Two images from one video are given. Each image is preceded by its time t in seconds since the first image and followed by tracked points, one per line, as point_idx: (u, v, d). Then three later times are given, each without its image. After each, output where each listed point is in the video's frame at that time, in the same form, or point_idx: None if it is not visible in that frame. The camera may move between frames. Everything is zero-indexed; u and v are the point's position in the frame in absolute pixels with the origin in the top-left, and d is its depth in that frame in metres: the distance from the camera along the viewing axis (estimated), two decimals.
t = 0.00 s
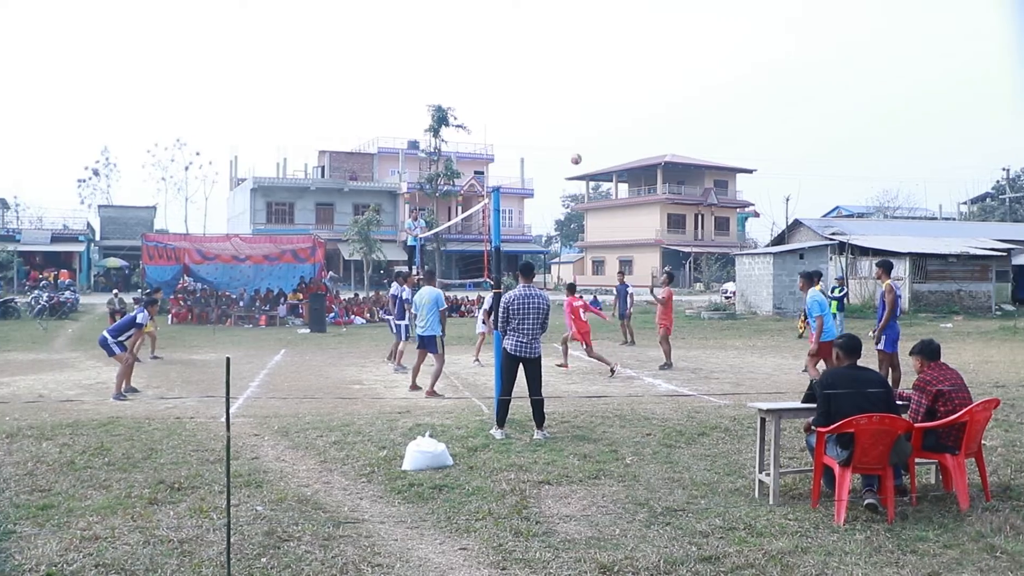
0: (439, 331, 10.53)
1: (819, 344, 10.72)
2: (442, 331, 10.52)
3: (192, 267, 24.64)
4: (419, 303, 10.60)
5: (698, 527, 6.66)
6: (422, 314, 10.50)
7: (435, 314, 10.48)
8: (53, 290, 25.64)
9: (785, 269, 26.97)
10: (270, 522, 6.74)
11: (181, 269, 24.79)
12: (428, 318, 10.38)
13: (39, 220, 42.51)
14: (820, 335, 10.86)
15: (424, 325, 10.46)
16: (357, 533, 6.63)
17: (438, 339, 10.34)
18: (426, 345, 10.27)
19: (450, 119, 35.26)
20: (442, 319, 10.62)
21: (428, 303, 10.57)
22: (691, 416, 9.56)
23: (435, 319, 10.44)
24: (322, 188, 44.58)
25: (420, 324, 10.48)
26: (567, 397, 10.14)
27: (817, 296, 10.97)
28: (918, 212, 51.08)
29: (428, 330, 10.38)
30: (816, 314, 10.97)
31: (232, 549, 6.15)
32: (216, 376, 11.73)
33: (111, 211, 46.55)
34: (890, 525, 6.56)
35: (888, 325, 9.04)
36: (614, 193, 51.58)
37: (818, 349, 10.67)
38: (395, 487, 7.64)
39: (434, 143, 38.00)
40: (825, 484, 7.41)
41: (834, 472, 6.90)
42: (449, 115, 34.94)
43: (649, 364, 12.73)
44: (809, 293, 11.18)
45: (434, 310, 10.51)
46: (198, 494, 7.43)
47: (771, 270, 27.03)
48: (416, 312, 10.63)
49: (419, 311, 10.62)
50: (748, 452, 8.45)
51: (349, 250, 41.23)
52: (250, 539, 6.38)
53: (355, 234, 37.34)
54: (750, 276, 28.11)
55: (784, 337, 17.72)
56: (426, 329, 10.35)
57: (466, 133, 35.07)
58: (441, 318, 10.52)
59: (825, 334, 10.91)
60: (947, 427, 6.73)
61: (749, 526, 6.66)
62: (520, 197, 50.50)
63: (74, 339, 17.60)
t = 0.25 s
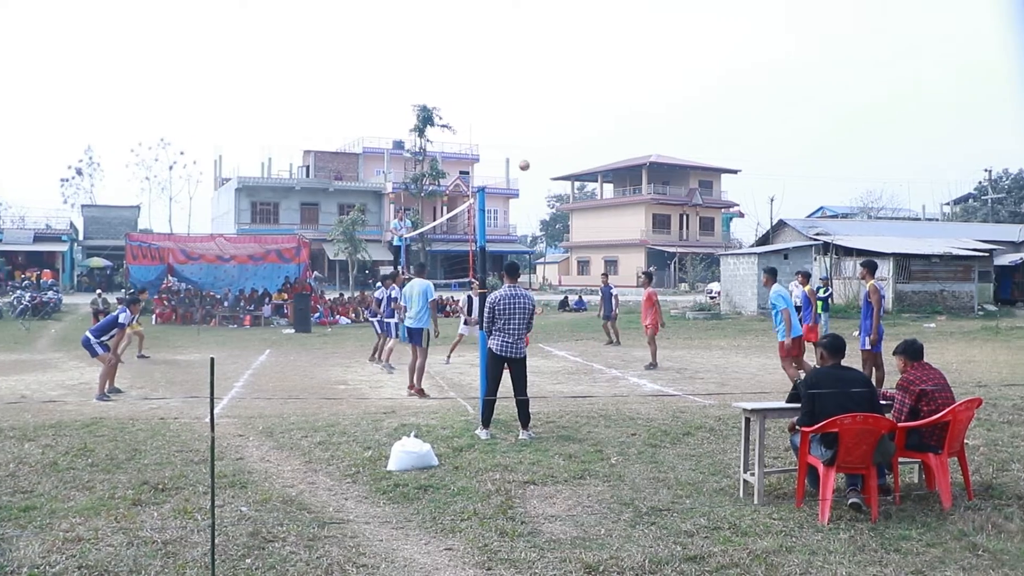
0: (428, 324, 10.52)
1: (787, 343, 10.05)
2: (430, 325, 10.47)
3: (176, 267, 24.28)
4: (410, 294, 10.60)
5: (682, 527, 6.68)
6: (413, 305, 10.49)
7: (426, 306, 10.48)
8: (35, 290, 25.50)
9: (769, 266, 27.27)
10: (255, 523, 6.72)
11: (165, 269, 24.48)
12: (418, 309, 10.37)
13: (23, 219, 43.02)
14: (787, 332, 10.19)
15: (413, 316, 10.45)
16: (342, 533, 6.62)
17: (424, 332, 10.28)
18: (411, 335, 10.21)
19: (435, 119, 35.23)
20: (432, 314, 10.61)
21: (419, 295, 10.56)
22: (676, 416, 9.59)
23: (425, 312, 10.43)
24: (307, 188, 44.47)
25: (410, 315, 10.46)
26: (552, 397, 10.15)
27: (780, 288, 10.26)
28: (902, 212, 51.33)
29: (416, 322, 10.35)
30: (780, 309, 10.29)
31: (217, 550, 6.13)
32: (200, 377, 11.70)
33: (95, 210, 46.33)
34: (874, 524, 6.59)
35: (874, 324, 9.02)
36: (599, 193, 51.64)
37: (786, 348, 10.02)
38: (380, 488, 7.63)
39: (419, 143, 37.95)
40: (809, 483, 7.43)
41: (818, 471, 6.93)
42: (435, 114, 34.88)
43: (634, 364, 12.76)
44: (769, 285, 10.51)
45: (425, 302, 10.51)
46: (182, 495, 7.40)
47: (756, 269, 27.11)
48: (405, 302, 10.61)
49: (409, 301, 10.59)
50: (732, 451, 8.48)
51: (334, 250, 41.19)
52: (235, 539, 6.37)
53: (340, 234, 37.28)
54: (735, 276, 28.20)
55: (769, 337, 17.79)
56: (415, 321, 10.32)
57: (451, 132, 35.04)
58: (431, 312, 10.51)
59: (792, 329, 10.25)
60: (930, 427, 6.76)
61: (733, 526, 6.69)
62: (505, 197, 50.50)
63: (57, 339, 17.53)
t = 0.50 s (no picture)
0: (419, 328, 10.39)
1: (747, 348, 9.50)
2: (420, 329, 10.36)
3: (165, 267, 24.10)
4: (401, 300, 10.48)
5: (672, 527, 6.68)
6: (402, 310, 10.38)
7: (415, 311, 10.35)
8: (24, 291, 25.41)
9: (759, 269, 26.84)
10: (244, 523, 6.71)
11: (154, 270, 24.16)
12: (407, 314, 10.26)
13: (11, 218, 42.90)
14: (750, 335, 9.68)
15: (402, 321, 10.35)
16: (331, 534, 6.61)
17: (413, 336, 10.25)
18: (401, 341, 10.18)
19: (425, 118, 35.22)
20: (422, 318, 10.51)
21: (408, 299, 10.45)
22: (665, 416, 9.60)
23: (415, 317, 10.30)
24: (296, 188, 44.41)
25: (399, 320, 10.35)
26: (542, 397, 10.16)
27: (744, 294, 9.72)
28: (890, 213, 51.51)
29: (406, 327, 10.26)
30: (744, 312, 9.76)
31: (206, 551, 6.11)
32: (189, 377, 11.68)
33: (84, 210, 46.20)
34: (863, 524, 6.60)
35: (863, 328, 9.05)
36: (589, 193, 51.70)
37: (746, 352, 9.46)
38: (369, 488, 7.63)
39: (409, 143, 37.89)
40: (799, 483, 7.45)
41: (807, 471, 6.94)
42: (424, 114, 34.84)
43: (623, 364, 12.79)
44: (735, 290, 10.03)
45: (414, 307, 10.37)
46: (171, 496, 7.38)
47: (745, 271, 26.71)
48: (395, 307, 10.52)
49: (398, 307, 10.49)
50: (722, 451, 8.49)
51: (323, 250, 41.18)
52: (224, 540, 6.35)
53: (329, 234, 37.26)
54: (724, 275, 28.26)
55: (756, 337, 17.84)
56: (405, 326, 10.24)
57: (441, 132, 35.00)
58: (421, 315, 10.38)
59: (754, 335, 9.73)
60: (919, 426, 6.77)
61: (723, 526, 6.69)
62: (495, 197, 50.48)
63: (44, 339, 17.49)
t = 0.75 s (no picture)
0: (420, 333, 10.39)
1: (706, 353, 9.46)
2: (421, 332, 10.37)
3: (167, 267, 24.34)
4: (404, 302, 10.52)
5: (674, 527, 6.68)
6: (404, 313, 10.40)
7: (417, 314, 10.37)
8: (25, 291, 25.45)
9: (760, 269, 27.10)
10: (246, 523, 6.71)
11: (156, 270, 24.41)
12: (408, 318, 10.28)
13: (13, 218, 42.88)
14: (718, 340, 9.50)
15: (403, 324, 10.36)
16: (333, 534, 6.61)
17: (414, 339, 10.25)
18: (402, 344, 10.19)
19: (426, 119, 35.19)
20: (424, 322, 10.53)
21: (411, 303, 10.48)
22: (667, 416, 9.60)
23: (416, 320, 10.34)
24: (298, 188, 44.43)
25: (400, 322, 10.37)
26: (543, 397, 10.16)
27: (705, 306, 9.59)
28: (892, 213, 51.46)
29: (407, 330, 10.28)
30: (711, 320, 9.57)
31: (208, 550, 6.11)
32: (191, 377, 11.69)
33: (85, 210, 46.24)
34: (865, 524, 6.60)
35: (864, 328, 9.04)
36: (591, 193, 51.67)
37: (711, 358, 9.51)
38: (371, 488, 7.62)
39: (410, 143, 37.85)
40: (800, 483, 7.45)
41: (809, 471, 6.94)
42: (425, 114, 34.80)
43: (624, 364, 12.79)
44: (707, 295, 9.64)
45: (417, 311, 10.42)
46: (173, 495, 7.38)
47: (745, 270, 27.15)
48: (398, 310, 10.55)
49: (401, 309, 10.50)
50: (724, 451, 8.49)
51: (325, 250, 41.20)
52: (226, 539, 6.36)
53: (331, 234, 37.26)
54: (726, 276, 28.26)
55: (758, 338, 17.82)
56: (406, 328, 10.25)
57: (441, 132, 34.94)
58: (422, 319, 10.42)
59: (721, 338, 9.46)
60: (921, 426, 6.77)
61: (725, 526, 6.69)
62: (496, 197, 50.47)
63: (46, 339, 17.52)
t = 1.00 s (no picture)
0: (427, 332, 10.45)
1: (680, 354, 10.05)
2: (429, 332, 10.41)
3: (176, 267, 24.44)
4: (412, 302, 10.55)
5: (683, 527, 6.67)
6: (412, 313, 10.44)
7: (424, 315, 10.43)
8: (36, 291, 25.56)
9: (769, 268, 27.09)
10: (255, 522, 6.73)
11: (165, 270, 24.52)
12: (417, 318, 10.32)
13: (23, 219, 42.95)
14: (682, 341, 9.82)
15: (411, 324, 10.40)
16: (341, 533, 6.62)
17: (423, 339, 10.26)
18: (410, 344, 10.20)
19: (434, 119, 35.16)
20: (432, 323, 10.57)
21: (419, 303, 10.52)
22: (676, 416, 9.58)
23: (424, 321, 10.38)
24: (306, 188, 44.50)
25: (408, 323, 10.41)
26: (552, 398, 10.15)
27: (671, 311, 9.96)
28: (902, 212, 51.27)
29: (416, 330, 10.31)
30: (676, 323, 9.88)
31: (217, 550, 6.12)
32: (200, 377, 11.73)
33: (95, 211, 46.41)
34: (874, 525, 6.58)
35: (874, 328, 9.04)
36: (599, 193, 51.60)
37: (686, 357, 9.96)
38: (380, 488, 7.63)
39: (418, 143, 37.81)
40: (810, 483, 7.43)
41: (818, 471, 6.91)
42: (433, 115, 34.78)
43: (633, 364, 12.77)
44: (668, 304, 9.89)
45: (425, 312, 10.46)
46: (182, 495, 7.40)
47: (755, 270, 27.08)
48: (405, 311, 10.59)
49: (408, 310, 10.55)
50: (733, 451, 8.47)
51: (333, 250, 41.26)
52: (235, 539, 6.37)
53: (339, 234, 37.30)
54: (734, 275, 28.21)
55: (768, 338, 17.77)
56: (414, 328, 10.29)
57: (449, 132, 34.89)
58: (430, 319, 10.46)
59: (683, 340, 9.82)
60: (931, 427, 6.74)
61: (733, 526, 6.68)
62: (504, 197, 50.47)
63: (56, 339, 17.59)
